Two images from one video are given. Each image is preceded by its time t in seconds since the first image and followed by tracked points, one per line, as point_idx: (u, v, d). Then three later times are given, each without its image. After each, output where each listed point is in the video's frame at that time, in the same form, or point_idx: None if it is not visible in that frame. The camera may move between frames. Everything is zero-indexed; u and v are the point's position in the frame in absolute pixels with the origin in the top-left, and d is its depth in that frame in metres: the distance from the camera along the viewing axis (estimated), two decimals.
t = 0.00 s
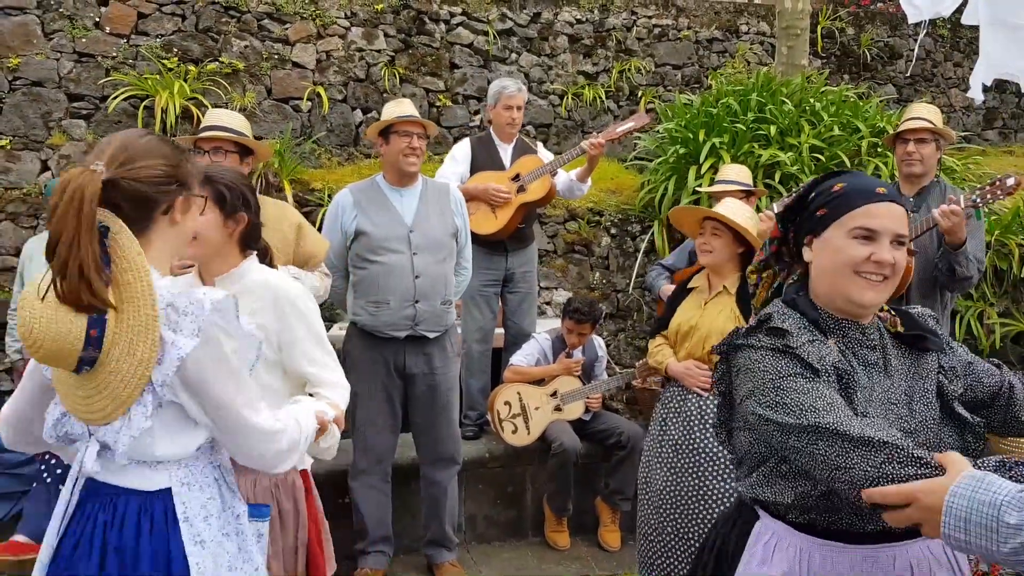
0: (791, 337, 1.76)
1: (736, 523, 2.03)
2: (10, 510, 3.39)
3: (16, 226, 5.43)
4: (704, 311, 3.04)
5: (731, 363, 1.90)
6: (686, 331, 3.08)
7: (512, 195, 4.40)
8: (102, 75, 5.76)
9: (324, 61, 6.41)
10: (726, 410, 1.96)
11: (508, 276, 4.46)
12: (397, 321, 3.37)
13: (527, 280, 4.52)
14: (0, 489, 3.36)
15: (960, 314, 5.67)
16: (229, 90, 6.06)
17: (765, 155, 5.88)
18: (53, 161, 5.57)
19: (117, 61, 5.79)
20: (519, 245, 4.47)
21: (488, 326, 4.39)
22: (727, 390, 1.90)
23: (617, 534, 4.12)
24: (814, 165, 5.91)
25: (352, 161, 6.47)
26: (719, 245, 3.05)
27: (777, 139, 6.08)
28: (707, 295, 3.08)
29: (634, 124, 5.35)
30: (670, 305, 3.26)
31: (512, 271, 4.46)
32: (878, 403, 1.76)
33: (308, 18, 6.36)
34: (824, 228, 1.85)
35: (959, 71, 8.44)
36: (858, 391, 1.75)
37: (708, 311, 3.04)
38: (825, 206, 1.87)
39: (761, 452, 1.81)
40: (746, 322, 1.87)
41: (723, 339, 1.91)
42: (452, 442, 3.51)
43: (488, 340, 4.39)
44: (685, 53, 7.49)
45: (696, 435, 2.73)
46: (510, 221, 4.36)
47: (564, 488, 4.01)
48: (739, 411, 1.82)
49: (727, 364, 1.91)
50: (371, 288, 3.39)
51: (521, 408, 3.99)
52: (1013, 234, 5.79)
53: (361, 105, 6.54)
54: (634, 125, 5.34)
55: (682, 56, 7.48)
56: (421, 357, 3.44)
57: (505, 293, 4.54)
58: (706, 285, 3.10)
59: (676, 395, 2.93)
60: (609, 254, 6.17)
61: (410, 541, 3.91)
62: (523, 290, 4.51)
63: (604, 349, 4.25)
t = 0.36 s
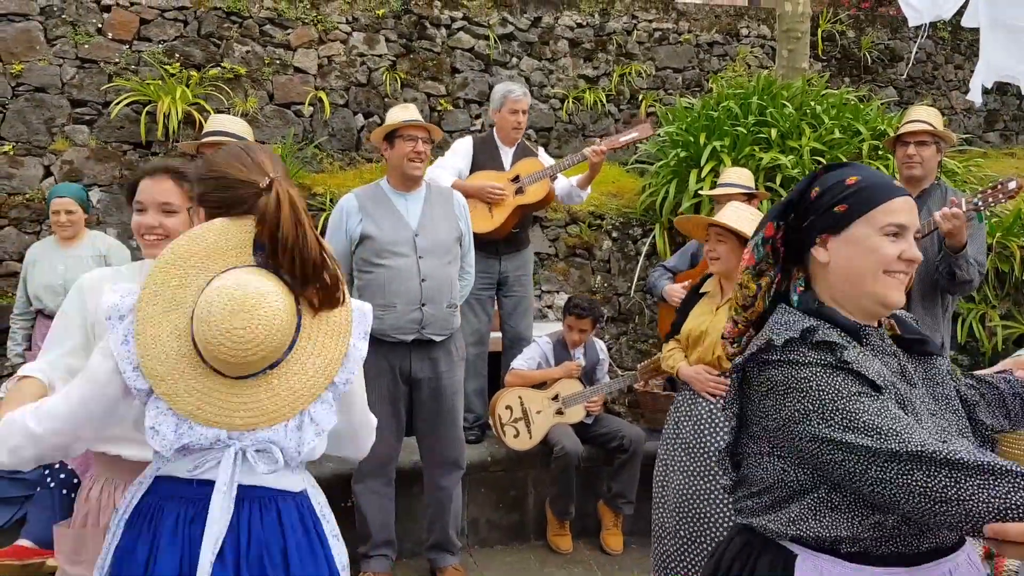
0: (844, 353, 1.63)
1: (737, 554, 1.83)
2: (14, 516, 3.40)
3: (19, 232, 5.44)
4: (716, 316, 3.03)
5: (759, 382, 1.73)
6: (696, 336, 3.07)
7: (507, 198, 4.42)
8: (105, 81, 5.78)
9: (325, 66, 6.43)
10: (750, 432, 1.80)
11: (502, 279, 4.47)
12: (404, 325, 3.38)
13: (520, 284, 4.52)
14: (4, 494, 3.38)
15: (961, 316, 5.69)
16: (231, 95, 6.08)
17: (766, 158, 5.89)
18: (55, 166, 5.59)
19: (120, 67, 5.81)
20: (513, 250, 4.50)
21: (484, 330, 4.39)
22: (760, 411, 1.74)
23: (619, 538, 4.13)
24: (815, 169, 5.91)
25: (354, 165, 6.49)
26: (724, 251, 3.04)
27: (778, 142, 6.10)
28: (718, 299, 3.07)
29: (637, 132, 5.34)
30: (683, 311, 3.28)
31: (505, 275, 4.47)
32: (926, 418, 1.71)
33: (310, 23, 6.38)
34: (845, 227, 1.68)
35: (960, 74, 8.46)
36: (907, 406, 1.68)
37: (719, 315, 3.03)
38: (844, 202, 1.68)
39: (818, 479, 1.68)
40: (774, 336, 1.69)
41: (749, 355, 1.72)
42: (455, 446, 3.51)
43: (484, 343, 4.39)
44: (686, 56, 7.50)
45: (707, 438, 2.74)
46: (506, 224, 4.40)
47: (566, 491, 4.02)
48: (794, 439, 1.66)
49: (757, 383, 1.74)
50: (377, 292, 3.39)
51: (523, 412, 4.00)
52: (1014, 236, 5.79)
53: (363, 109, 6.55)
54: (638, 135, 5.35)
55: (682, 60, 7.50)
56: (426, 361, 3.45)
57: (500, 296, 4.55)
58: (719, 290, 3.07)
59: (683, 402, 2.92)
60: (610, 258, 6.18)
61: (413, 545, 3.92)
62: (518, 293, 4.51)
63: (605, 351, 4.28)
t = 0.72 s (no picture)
0: (980, 388, 1.53)
1: None
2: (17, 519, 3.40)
3: (24, 236, 5.46)
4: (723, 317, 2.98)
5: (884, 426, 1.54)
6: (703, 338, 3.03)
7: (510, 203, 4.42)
8: (108, 84, 5.79)
9: (328, 69, 6.44)
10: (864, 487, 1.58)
11: (500, 283, 4.46)
12: (406, 327, 3.36)
13: (520, 287, 4.52)
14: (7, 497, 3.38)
15: (966, 317, 5.67)
16: (233, 99, 6.09)
17: (769, 159, 5.88)
18: (59, 170, 5.61)
19: (123, 70, 5.83)
20: (513, 253, 4.49)
21: (483, 333, 4.38)
22: (889, 466, 1.54)
23: (623, 540, 4.11)
24: (818, 170, 5.91)
25: (357, 168, 6.50)
26: (732, 252, 2.87)
27: (781, 143, 6.09)
28: (727, 300, 3.01)
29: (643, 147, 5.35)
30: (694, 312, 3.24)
31: (504, 279, 4.46)
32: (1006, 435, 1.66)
33: (312, 27, 6.39)
34: (920, 250, 1.58)
35: (964, 74, 8.43)
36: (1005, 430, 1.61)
37: (725, 316, 2.98)
38: (921, 220, 1.58)
39: (946, 534, 1.54)
40: (912, 381, 1.52)
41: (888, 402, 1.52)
42: (459, 449, 3.50)
43: (485, 345, 4.38)
44: (689, 57, 7.49)
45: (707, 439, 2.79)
46: (507, 228, 4.39)
47: (570, 493, 4.01)
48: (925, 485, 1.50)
49: (885, 434, 1.53)
50: (380, 295, 3.38)
51: (526, 415, 3.98)
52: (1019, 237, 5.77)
53: (365, 112, 6.56)
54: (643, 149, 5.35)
55: (685, 62, 7.49)
56: (430, 364, 3.44)
57: (499, 299, 4.54)
58: (729, 291, 3.01)
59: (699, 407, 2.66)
60: (613, 260, 6.17)
61: (417, 547, 3.91)
62: (517, 296, 4.51)
63: (608, 354, 4.28)
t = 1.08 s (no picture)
0: None
1: None
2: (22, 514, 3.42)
3: (28, 233, 5.48)
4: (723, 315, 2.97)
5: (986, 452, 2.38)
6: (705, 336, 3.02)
7: (513, 202, 4.42)
8: (113, 82, 5.81)
9: (331, 68, 6.45)
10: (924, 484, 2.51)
11: (505, 281, 4.48)
12: (406, 326, 3.38)
13: (524, 284, 4.53)
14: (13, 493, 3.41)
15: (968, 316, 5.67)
16: (237, 97, 6.11)
17: (772, 158, 5.88)
18: (64, 168, 5.63)
19: (127, 68, 5.84)
20: (517, 252, 4.50)
21: (489, 332, 4.39)
22: None
23: (625, 538, 4.13)
24: (821, 170, 5.91)
25: (360, 166, 6.51)
26: (735, 249, 2.89)
27: (784, 143, 6.09)
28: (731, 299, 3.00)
29: (640, 140, 5.36)
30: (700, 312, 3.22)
31: (509, 276, 4.48)
32: None
33: (316, 25, 6.40)
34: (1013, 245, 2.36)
35: (967, 74, 8.43)
36: None
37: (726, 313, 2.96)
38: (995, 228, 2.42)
39: None
40: None
41: None
42: (462, 446, 3.52)
43: (489, 344, 4.40)
44: (692, 57, 7.50)
45: (703, 436, 2.90)
46: (511, 226, 4.41)
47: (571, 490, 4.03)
48: None
49: None
50: (381, 293, 3.41)
51: (527, 411, 4.00)
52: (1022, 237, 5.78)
53: (368, 111, 6.58)
54: (644, 143, 5.34)
55: (688, 61, 7.49)
56: (431, 363, 3.45)
57: (503, 298, 4.55)
58: (734, 289, 3.02)
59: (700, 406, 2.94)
60: (616, 259, 6.17)
61: (419, 544, 3.93)
62: (521, 295, 4.52)
63: (610, 352, 4.31)
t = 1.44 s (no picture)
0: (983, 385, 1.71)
1: None
2: (23, 506, 3.43)
3: (29, 225, 5.48)
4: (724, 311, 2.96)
5: None
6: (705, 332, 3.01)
7: (514, 195, 4.42)
8: (115, 75, 5.81)
9: (333, 62, 6.45)
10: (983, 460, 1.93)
11: (508, 276, 4.48)
12: (404, 321, 3.39)
13: (526, 280, 4.53)
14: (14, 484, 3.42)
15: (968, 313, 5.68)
16: (240, 90, 6.10)
17: (773, 156, 5.88)
18: (65, 161, 5.63)
19: (129, 61, 5.84)
20: (519, 247, 4.50)
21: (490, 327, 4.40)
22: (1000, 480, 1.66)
23: (624, 533, 4.13)
24: (822, 167, 5.92)
25: (362, 161, 6.50)
26: (742, 247, 2.89)
27: (785, 140, 6.09)
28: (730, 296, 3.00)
29: (637, 122, 5.28)
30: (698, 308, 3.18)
31: (511, 272, 4.48)
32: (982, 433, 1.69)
33: (319, 20, 6.40)
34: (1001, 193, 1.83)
35: (970, 72, 8.43)
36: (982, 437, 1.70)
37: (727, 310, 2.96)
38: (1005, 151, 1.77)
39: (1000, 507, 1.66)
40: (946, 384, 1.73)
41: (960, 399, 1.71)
42: (461, 441, 3.52)
43: (490, 339, 4.40)
44: (694, 53, 7.49)
45: (701, 432, 2.90)
46: (514, 221, 4.41)
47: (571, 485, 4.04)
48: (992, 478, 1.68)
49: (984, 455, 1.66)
50: (380, 287, 3.41)
51: (527, 406, 4.01)
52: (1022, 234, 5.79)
53: (370, 106, 6.57)
54: (637, 125, 5.29)
55: (691, 57, 7.49)
56: (429, 358, 3.46)
57: (506, 293, 4.56)
58: (735, 285, 3.02)
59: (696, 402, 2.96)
60: (617, 255, 6.18)
61: (418, 537, 3.94)
62: (523, 290, 4.52)
63: (610, 347, 4.31)
